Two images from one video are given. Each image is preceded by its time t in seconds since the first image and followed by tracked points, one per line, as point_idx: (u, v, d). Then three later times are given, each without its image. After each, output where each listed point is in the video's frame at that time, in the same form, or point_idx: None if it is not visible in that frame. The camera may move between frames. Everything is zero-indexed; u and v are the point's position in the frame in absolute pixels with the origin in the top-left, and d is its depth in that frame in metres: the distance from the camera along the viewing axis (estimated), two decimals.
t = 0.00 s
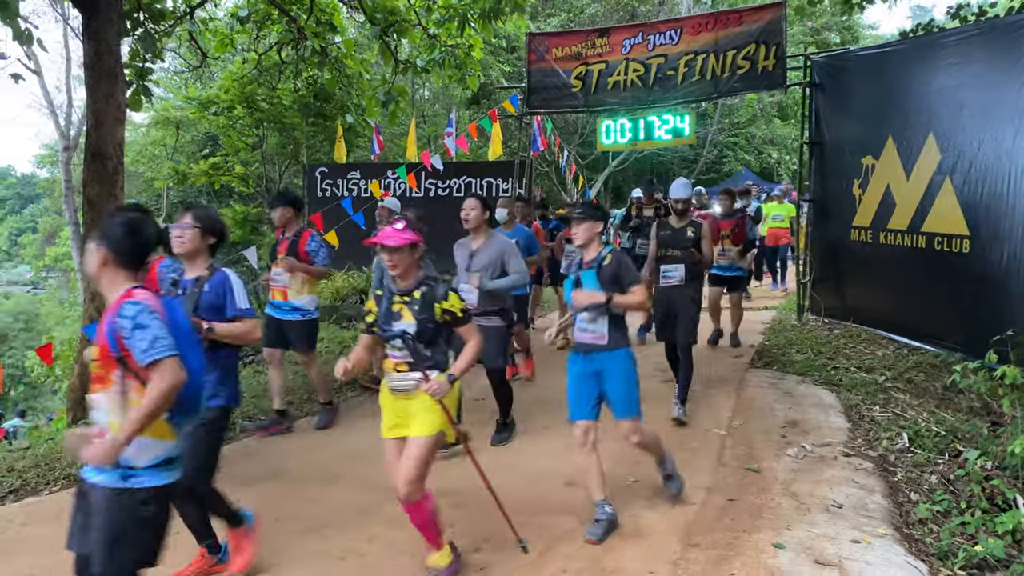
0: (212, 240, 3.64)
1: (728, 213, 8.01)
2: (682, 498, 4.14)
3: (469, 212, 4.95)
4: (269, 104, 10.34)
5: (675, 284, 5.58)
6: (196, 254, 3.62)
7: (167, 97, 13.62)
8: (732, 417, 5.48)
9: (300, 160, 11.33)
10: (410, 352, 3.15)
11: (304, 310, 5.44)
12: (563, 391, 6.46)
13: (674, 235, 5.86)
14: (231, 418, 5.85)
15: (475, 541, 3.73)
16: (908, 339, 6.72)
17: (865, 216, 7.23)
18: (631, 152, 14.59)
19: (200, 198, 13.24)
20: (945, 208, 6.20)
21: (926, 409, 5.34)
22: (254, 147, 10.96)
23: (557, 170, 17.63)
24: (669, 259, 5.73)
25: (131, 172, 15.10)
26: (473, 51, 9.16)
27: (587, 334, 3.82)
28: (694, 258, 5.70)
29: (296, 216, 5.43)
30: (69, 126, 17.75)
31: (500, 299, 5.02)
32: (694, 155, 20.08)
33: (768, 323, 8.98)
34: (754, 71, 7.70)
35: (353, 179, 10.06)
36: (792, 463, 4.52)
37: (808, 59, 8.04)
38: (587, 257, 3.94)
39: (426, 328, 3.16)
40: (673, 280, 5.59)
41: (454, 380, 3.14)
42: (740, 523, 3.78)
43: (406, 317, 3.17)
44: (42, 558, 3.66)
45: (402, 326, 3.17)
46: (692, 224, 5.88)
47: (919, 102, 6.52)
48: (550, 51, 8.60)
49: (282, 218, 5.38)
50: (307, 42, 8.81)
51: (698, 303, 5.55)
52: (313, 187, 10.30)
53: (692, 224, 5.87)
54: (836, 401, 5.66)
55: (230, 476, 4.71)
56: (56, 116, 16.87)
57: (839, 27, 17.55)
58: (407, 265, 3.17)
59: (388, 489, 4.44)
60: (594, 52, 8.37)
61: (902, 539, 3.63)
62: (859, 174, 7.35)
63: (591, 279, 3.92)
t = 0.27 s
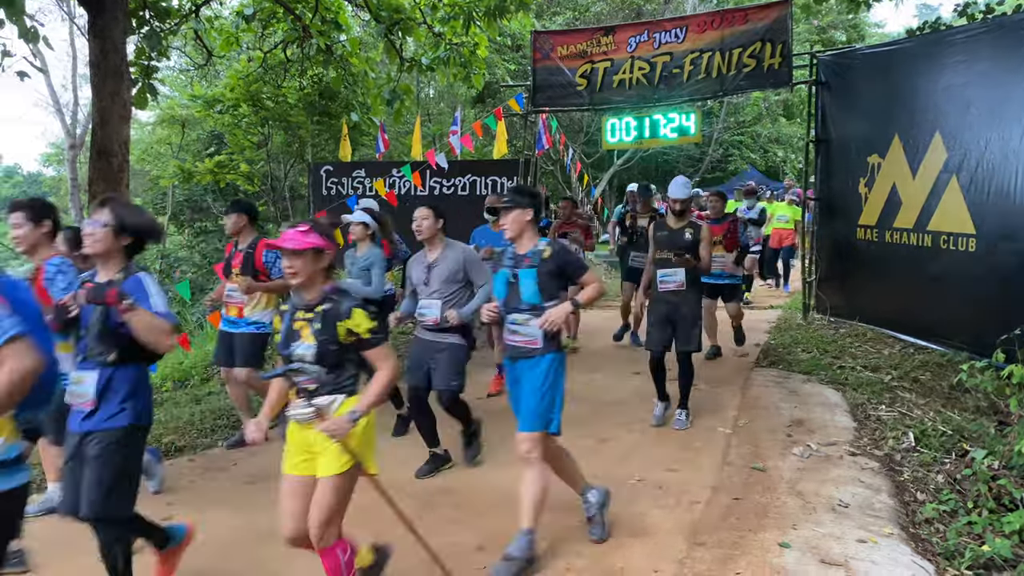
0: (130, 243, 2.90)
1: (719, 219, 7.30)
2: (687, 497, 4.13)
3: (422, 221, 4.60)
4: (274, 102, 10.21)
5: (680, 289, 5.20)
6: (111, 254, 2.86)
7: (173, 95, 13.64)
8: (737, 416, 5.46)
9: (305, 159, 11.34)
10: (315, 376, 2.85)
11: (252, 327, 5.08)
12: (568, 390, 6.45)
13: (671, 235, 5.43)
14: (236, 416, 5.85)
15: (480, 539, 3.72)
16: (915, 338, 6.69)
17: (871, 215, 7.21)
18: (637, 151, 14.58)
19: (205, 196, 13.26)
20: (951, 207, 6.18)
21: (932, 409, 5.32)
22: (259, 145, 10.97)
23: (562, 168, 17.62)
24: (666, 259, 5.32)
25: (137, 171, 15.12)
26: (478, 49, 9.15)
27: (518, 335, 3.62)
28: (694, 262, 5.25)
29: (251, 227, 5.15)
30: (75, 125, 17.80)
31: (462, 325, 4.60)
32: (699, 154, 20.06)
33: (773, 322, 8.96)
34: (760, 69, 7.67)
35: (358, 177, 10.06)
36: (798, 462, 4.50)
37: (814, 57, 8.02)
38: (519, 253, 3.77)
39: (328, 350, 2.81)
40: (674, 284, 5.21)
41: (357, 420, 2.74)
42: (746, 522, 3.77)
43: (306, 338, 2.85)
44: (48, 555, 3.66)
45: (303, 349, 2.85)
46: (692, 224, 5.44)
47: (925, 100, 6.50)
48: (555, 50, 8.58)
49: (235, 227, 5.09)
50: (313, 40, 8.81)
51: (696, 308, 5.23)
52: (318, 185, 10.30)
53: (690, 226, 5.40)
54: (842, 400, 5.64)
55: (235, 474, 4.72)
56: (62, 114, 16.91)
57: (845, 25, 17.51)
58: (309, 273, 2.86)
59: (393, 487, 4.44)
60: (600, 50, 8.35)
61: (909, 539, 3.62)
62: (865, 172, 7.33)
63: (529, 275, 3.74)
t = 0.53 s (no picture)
0: None
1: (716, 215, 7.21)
2: (693, 498, 4.12)
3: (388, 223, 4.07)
4: (280, 102, 10.27)
5: (671, 304, 4.87)
6: None
7: (179, 95, 13.66)
8: (743, 416, 5.45)
9: (310, 158, 11.35)
10: (178, 381, 2.44)
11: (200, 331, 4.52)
12: (573, 390, 6.44)
13: (662, 245, 5.17)
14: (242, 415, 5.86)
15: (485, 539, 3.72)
16: (922, 338, 6.66)
17: (877, 215, 7.19)
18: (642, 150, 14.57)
19: (211, 195, 13.27)
20: (958, 207, 6.15)
21: (939, 410, 5.29)
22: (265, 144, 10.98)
23: (567, 168, 17.61)
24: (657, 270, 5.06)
25: (143, 170, 15.16)
26: (483, 48, 9.14)
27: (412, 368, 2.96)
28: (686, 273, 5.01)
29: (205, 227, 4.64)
30: (81, 123, 17.86)
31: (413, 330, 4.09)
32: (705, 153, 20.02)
33: (779, 322, 8.94)
34: (766, 69, 7.65)
35: (363, 176, 10.07)
36: (804, 463, 4.49)
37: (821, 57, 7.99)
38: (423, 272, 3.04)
39: (184, 348, 2.41)
40: (663, 300, 4.88)
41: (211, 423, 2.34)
42: (752, 523, 3.76)
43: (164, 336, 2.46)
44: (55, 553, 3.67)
45: (159, 346, 2.46)
46: (682, 232, 5.17)
47: (931, 100, 6.48)
48: (561, 49, 8.57)
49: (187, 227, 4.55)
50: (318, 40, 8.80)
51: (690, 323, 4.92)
52: (324, 184, 10.30)
53: (681, 235, 5.16)
54: (848, 401, 5.62)
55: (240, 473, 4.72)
56: (68, 113, 16.95)
57: (852, 24, 17.46)
58: (178, 266, 2.49)
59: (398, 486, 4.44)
60: (605, 49, 8.33)
61: (915, 541, 3.60)
62: (871, 172, 7.31)
63: (423, 303, 2.98)
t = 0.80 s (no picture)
0: None
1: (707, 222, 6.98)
2: (697, 498, 4.11)
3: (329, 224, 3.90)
4: (285, 102, 10.31)
5: (658, 306, 4.63)
6: None
7: (185, 94, 13.69)
8: (748, 416, 5.45)
9: (316, 157, 11.37)
10: (22, 394, 2.30)
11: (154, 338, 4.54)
12: (578, 390, 6.44)
13: (656, 243, 4.85)
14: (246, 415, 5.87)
15: (489, 538, 3.72)
16: (928, 339, 6.64)
17: (883, 215, 7.17)
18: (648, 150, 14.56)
19: (217, 195, 13.31)
20: (964, 207, 6.13)
21: (945, 410, 5.28)
22: (270, 144, 10.98)
23: (572, 168, 17.62)
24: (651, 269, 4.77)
25: (149, 169, 15.21)
26: (489, 48, 9.13)
27: (279, 388, 2.83)
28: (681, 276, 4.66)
29: (155, 223, 4.56)
30: (87, 123, 17.91)
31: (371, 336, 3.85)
32: (711, 153, 20.00)
33: (784, 322, 8.92)
34: (772, 68, 7.62)
35: (368, 176, 10.09)
36: (809, 464, 4.48)
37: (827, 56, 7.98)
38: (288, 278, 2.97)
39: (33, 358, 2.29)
40: (654, 301, 4.65)
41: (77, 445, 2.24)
42: (757, 523, 3.75)
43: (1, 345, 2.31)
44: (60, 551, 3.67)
45: None
46: (677, 230, 4.84)
47: (938, 99, 6.45)
48: (566, 48, 8.58)
49: (135, 223, 4.45)
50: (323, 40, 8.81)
51: (683, 326, 4.62)
52: (329, 184, 10.32)
53: (674, 232, 4.85)
54: (854, 402, 5.61)
55: (245, 472, 4.73)
56: (75, 113, 17.00)
57: (858, 24, 17.42)
58: (14, 259, 2.39)
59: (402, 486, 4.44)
60: (611, 49, 8.33)
61: (921, 542, 3.59)
62: (877, 172, 7.29)
63: (286, 309, 2.92)
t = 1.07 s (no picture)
0: None
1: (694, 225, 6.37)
2: (700, 498, 4.11)
3: (243, 226, 3.34)
4: (290, 101, 10.35)
5: (651, 328, 4.16)
6: None
7: (190, 94, 13.73)
8: (751, 416, 5.44)
9: (321, 157, 11.39)
10: None
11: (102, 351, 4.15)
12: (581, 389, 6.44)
13: (644, 259, 4.34)
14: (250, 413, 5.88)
15: (491, 537, 3.72)
16: (932, 339, 6.62)
17: (888, 215, 7.16)
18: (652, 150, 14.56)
19: (222, 194, 13.35)
20: (969, 207, 6.11)
21: (950, 410, 5.26)
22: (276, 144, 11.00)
23: (577, 167, 17.62)
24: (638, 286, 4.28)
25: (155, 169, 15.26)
26: (493, 48, 9.14)
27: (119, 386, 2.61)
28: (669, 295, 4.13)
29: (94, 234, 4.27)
30: (93, 123, 17.97)
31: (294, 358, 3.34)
32: (715, 153, 20.00)
33: (789, 322, 8.91)
34: (776, 68, 7.63)
35: (373, 175, 10.10)
36: (812, 463, 4.47)
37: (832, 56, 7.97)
38: (133, 265, 2.69)
39: None
40: (642, 323, 4.18)
41: None
42: (759, 523, 3.75)
43: None
44: (63, 549, 3.69)
45: None
46: (667, 247, 4.31)
47: (942, 99, 6.44)
48: (570, 48, 8.57)
49: (73, 234, 4.18)
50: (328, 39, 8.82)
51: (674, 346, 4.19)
52: (334, 184, 10.34)
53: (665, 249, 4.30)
54: (857, 401, 5.60)
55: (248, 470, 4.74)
56: (81, 113, 17.07)
57: (863, 24, 17.39)
58: None
59: (405, 484, 4.44)
60: (615, 48, 8.32)
61: (924, 542, 3.58)
62: (881, 171, 7.27)
63: (129, 300, 2.66)
